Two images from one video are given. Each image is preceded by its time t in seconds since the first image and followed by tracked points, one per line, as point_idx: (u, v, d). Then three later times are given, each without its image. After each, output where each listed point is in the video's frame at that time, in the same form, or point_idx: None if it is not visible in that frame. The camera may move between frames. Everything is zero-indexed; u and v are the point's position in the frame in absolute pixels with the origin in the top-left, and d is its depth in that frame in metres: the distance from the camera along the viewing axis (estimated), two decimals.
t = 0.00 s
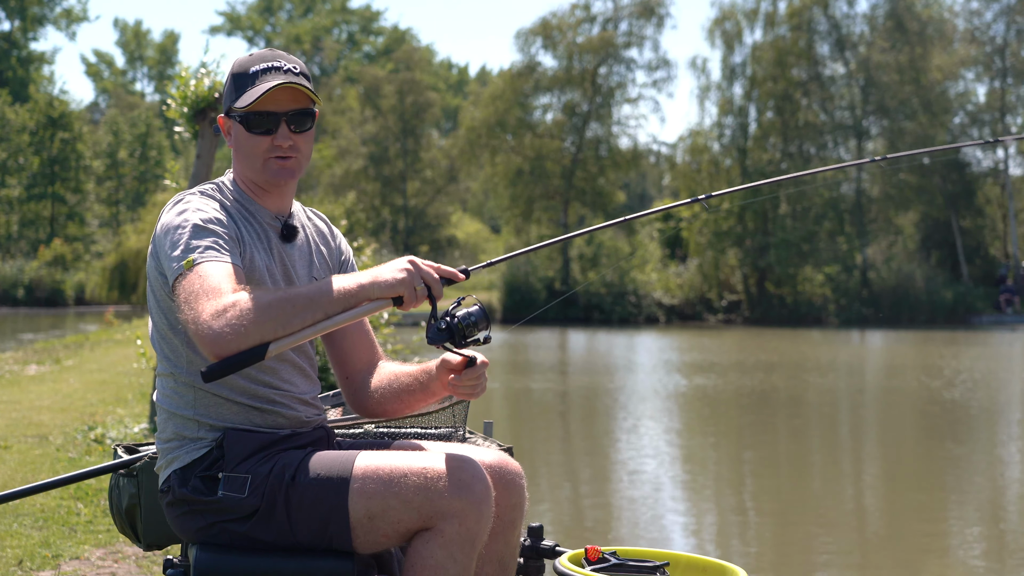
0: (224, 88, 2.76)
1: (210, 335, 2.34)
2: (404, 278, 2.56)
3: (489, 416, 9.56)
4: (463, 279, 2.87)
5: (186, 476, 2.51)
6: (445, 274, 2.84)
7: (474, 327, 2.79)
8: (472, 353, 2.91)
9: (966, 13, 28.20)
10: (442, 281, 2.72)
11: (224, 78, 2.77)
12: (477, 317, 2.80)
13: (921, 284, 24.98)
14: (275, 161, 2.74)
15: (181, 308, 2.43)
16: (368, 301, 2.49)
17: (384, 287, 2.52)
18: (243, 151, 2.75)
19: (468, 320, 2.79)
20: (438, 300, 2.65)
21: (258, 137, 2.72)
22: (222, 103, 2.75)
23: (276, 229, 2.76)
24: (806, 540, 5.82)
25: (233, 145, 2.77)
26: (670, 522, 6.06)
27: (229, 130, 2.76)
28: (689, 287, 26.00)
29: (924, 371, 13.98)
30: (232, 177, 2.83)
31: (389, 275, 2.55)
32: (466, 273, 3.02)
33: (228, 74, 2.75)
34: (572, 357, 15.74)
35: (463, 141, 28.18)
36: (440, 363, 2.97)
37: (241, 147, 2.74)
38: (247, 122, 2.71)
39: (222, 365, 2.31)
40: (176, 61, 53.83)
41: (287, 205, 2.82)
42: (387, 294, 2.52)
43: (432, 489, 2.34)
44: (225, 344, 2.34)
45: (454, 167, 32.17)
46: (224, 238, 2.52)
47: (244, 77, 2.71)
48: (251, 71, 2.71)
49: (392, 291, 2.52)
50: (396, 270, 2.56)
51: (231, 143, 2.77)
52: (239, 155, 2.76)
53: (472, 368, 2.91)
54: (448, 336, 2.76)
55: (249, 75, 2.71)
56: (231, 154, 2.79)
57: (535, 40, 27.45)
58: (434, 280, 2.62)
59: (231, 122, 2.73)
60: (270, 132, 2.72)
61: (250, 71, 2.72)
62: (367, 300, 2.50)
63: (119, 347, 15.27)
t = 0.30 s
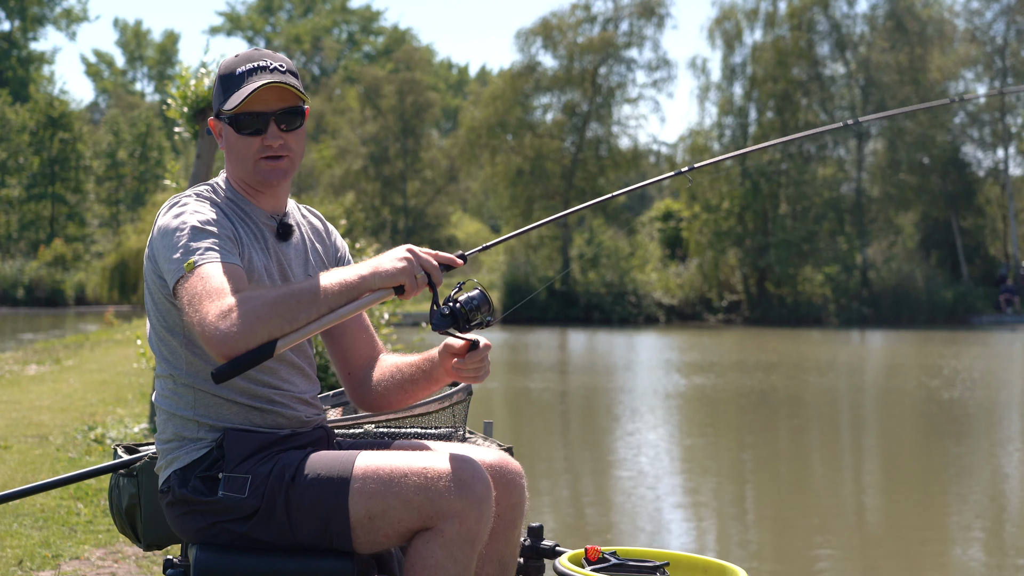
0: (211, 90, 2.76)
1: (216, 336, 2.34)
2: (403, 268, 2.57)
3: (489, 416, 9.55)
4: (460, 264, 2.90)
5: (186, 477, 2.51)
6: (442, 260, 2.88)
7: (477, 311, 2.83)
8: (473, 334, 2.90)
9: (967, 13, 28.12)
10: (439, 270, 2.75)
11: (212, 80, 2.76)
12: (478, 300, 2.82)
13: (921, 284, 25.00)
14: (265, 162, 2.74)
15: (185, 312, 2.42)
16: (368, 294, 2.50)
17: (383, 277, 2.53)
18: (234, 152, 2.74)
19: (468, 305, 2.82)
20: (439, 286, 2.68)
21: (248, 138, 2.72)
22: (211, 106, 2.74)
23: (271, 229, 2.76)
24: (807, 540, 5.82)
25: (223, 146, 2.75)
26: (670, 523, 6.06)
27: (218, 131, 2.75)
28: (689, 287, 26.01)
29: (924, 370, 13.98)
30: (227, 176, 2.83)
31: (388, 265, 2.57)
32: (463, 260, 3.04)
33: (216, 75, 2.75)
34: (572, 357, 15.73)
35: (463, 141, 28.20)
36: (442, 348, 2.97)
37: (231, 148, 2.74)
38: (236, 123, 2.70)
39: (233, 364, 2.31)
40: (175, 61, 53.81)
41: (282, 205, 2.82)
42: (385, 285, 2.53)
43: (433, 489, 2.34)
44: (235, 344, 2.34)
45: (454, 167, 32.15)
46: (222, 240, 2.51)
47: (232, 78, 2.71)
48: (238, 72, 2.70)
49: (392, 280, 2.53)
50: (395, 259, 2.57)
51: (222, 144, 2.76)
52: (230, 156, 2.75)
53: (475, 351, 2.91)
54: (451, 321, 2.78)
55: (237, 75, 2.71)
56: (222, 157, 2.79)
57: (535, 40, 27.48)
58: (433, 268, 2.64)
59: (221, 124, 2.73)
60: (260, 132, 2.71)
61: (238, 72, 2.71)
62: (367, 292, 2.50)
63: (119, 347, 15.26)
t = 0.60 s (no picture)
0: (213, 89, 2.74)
1: (220, 340, 2.34)
2: (399, 263, 2.57)
3: (490, 416, 9.54)
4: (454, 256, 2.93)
5: (185, 478, 2.51)
6: (437, 253, 2.89)
7: (475, 302, 2.87)
8: (470, 325, 2.95)
9: (967, 13, 27.90)
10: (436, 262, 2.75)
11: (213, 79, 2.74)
12: (475, 293, 2.86)
13: (921, 284, 24.98)
14: (261, 162, 2.74)
15: (186, 315, 2.42)
16: (366, 290, 2.51)
17: (380, 275, 2.53)
18: (237, 153, 2.74)
19: (466, 296, 2.85)
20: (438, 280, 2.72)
21: (248, 136, 2.72)
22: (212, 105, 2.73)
23: (269, 229, 2.76)
24: (807, 541, 5.81)
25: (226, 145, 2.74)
26: (670, 523, 6.05)
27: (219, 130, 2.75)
28: (689, 288, 26.01)
29: (924, 370, 13.97)
30: (224, 176, 2.83)
31: (385, 258, 2.57)
32: (456, 251, 3.06)
33: (216, 72, 2.74)
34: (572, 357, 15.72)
35: (463, 141, 28.51)
36: (438, 340, 2.99)
37: (228, 147, 2.74)
38: (234, 122, 2.70)
39: (238, 368, 2.33)
40: (175, 61, 53.80)
41: (279, 204, 2.83)
42: (381, 280, 2.53)
43: (432, 489, 2.34)
44: (239, 346, 2.35)
45: (454, 168, 32.13)
46: (221, 242, 2.51)
47: (231, 77, 2.71)
48: (237, 71, 2.70)
49: (390, 275, 2.54)
50: (392, 255, 2.58)
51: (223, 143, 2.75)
52: (232, 156, 2.75)
53: (472, 341, 2.95)
54: (451, 313, 2.81)
55: (238, 75, 2.70)
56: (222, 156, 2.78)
57: (535, 40, 27.52)
58: (428, 261, 2.65)
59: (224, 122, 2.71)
60: (263, 133, 2.72)
61: (239, 72, 2.71)
62: (365, 289, 2.51)
63: (119, 347, 15.27)
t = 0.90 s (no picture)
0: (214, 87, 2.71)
1: (225, 342, 2.34)
2: (397, 259, 2.58)
3: (490, 416, 9.53)
4: (447, 250, 2.95)
5: (185, 477, 2.51)
6: (432, 248, 2.91)
7: (472, 294, 2.90)
8: (465, 317, 2.97)
9: (968, 13, 27.94)
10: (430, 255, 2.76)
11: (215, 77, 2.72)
12: (471, 285, 2.89)
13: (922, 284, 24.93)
14: (263, 162, 2.74)
15: (190, 317, 2.42)
16: (364, 287, 2.51)
17: (378, 271, 2.54)
18: (243, 151, 2.73)
19: (461, 288, 2.88)
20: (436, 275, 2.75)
21: (254, 136, 2.71)
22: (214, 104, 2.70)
23: (269, 229, 2.76)
24: (808, 540, 5.80)
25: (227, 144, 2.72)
26: (671, 523, 6.04)
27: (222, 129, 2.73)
28: (689, 288, 25.97)
29: (925, 371, 13.95)
30: (223, 176, 2.83)
31: (381, 255, 2.58)
32: (449, 244, 3.09)
33: (221, 70, 2.74)
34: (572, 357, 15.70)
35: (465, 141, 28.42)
36: (433, 333, 3.02)
37: (230, 146, 2.74)
38: (237, 121, 2.70)
39: (245, 370, 2.33)
40: (175, 61, 53.83)
41: (278, 204, 2.83)
42: (380, 276, 2.54)
43: (432, 490, 2.34)
44: (244, 348, 2.35)
45: (454, 168, 32.09)
46: (223, 243, 2.51)
47: (234, 77, 2.70)
48: (241, 71, 2.70)
49: (387, 271, 2.55)
50: (389, 252, 2.58)
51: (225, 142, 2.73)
52: (236, 155, 2.74)
53: (468, 332, 2.98)
54: (449, 307, 2.85)
55: (244, 74, 2.69)
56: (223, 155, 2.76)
57: (535, 40, 27.58)
58: (425, 256, 2.65)
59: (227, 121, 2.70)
60: (270, 132, 2.72)
61: (245, 71, 2.70)
62: (364, 287, 2.51)
63: (119, 347, 15.27)
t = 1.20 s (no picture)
0: (228, 86, 2.68)
1: (233, 348, 2.35)
2: (395, 259, 2.60)
3: (490, 417, 9.51)
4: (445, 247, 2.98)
5: (186, 476, 2.51)
6: (427, 245, 2.93)
7: (469, 291, 2.92)
8: (461, 313, 2.98)
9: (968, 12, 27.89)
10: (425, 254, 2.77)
11: (228, 74, 2.69)
12: (469, 281, 2.92)
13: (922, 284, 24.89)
14: (288, 164, 2.73)
15: (195, 321, 2.41)
16: (363, 289, 2.53)
17: (376, 271, 2.56)
18: (256, 151, 2.70)
19: (459, 284, 2.91)
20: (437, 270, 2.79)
21: (275, 138, 2.69)
22: (228, 102, 2.67)
23: (269, 231, 2.77)
24: (808, 541, 5.81)
25: (238, 144, 2.70)
26: (671, 524, 6.04)
27: (232, 128, 2.68)
28: (689, 288, 25.91)
29: (925, 371, 13.92)
30: (225, 179, 2.81)
31: (377, 255, 2.59)
32: (445, 241, 3.09)
33: (234, 69, 2.70)
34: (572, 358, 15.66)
35: (463, 142, 28.20)
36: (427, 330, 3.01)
37: (249, 147, 2.69)
38: (261, 123, 2.66)
39: (254, 377, 2.34)
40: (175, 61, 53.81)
41: (279, 205, 2.83)
42: (379, 276, 2.56)
43: (433, 490, 2.34)
44: (252, 355, 2.36)
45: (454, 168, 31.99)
46: (224, 247, 2.50)
47: (255, 75, 2.68)
48: (264, 71, 2.69)
49: (385, 271, 2.57)
50: (386, 253, 2.60)
51: (236, 143, 2.70)
52: (249, 156, 2.71)
53: (464, 327, 2.95)
54: (449, 304, 2.89)
55: (265, 75, 2.68)
56: (231, 156, 2.73)
57: (535, 40, 27.55)
58: (421, 255, 2.68)
59: (240, 121, 2.67)
60: (288, 135, 2.70)
61: (265, 71, 2.69)
62: (363, 289, 2.53)
63: (119, 347, 15.26)
